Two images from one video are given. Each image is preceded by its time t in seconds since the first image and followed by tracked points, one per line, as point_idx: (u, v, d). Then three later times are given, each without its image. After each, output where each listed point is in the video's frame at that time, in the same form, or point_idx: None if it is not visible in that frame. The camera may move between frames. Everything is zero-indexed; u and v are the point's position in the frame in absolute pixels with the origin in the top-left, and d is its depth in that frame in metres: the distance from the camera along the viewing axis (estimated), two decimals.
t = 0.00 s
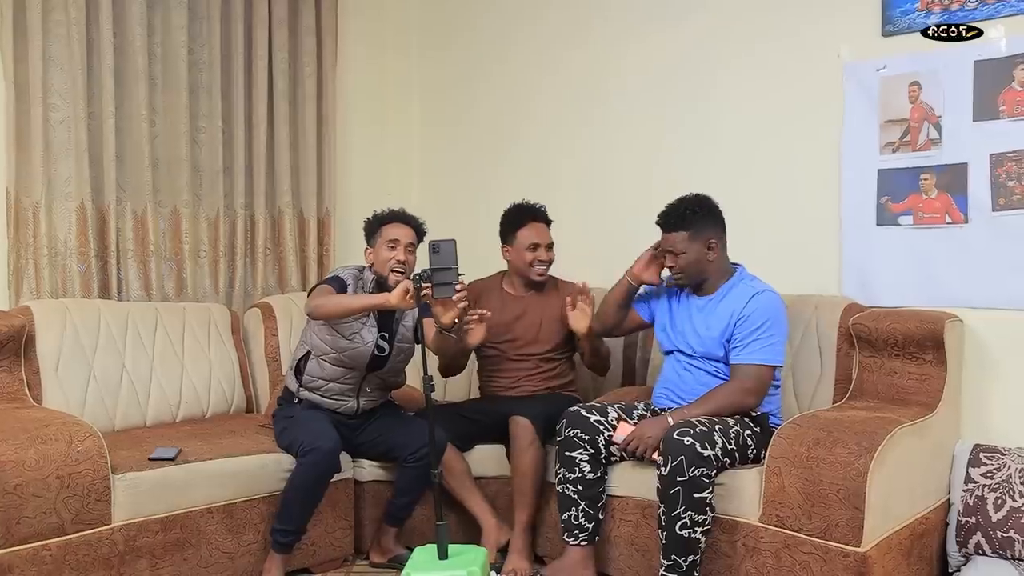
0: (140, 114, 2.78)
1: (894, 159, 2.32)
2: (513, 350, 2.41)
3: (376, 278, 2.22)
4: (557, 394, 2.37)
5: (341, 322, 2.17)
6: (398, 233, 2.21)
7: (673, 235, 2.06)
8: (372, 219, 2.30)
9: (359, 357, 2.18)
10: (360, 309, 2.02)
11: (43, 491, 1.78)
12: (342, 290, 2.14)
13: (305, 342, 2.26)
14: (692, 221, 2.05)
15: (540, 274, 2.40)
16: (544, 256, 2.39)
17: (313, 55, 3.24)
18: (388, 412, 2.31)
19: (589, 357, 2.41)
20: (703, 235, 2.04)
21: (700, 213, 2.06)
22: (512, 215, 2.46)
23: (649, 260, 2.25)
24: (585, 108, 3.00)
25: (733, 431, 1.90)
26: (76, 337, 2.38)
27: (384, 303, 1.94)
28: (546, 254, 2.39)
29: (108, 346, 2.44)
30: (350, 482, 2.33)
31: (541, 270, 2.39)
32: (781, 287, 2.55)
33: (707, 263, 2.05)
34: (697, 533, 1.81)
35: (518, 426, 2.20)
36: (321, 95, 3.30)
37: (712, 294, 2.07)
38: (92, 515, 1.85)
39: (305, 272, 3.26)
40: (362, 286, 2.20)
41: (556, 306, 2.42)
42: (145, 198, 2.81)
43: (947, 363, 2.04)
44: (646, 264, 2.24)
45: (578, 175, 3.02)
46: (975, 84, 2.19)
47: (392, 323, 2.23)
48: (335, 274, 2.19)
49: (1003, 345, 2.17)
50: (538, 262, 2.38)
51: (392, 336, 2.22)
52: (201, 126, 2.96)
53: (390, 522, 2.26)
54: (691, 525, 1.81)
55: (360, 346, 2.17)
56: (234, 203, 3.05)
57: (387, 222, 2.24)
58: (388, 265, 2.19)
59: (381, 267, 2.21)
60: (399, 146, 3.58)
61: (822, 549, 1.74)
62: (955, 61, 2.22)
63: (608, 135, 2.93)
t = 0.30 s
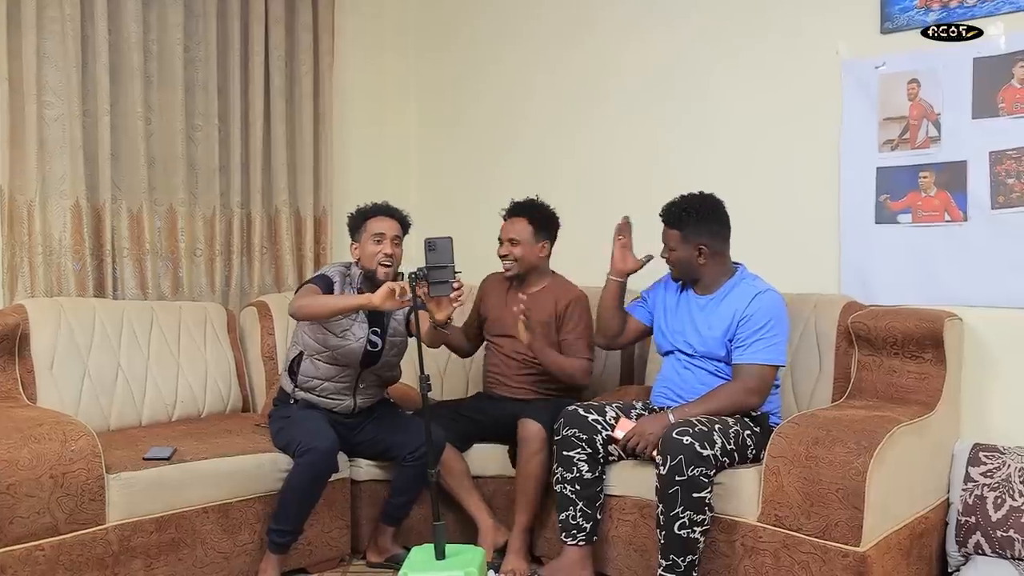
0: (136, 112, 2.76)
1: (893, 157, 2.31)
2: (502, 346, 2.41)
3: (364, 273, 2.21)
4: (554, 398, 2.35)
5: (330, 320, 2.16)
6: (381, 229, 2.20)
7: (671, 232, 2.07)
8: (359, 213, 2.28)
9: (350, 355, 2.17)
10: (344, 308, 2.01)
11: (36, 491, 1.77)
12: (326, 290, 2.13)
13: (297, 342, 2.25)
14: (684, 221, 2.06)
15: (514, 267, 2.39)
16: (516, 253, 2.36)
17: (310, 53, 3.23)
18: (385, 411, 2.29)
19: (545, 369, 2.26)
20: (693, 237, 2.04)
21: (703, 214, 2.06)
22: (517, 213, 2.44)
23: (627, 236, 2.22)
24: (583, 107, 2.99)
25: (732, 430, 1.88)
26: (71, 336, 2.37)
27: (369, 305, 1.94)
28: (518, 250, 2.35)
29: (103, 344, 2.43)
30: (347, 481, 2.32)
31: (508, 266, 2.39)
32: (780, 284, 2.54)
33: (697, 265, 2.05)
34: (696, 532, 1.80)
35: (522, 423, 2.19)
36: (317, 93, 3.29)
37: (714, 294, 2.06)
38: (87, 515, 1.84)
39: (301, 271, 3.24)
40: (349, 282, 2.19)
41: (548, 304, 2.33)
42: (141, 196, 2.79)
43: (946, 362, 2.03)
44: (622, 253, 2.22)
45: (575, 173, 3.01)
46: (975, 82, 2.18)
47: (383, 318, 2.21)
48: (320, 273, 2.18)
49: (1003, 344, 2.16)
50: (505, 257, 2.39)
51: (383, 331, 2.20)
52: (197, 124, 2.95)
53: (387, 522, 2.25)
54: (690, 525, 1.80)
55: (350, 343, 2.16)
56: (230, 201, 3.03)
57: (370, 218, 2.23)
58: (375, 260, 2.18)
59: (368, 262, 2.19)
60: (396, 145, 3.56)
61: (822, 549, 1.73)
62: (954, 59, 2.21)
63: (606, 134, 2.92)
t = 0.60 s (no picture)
0: (134, 111, 2.76)
1: (893, 157, 2.30)
2: (504, 340, 2.41)
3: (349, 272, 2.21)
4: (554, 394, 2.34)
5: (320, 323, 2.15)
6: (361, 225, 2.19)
7: (680, 232, 2.03)
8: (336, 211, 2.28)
9: (344, 356, 2.16)
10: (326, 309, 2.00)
11: (32, 490, 1.76)
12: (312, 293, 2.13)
13: (289, 347, 2.24)
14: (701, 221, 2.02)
15: (516, 265, 2.40)
16: (519, 249, 2.38)
17: (308, 52, 3.23)
18: (382, 411, 2.29)
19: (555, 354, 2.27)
20: (711, 235, 2.02)
21: (714, 212, 2.04)
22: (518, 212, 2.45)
23: (610, 263, 2.09)
24: (582, 106, 2.98)
25: (731, 430, 1.88)
26: (67, 335, 2.36)
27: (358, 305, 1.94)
28: (523, 245, 2.37)
29: (99, 344, 2.42)
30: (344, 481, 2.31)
31: (511, 262, 2.40)
32: (779, 284, 2.53)
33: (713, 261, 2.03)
34: (693, 532, 1.80)
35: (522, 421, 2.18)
36: (315, 92, 3.28)
37: (715, 294, 2.05)
38: (82, 515, 1.83)
39: (300, 270, 3.23)
40: (334, 282, 2.19)
41: (551, 297, 2.36)
42: (138, 195, 2.79)
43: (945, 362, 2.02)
44: (606, 284, 2.08)
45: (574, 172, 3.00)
46: (974, 81, 2.18)
47: (373, 315, 2.21)
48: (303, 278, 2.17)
49: (1002, 343, 2.15)
50: (506, 254, 2.40)
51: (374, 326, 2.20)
52: (194, 123, 2.94)
53: (384, 522, 2.24)
54: (688, 525, 1.79)
55: (343, 344, 2.15)
56: (228, 201, 3.03)
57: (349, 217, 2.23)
58: (361, 256, 2.17)
59: (354, 258, 2.18)
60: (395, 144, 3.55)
61: (820, 549, 1.72)
62: (954, 58, 2.21)
63: (604, 133, 2.91)
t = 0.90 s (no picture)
0: (133, 110, 2.75)
1: (894, 156, 2.30)
2: (498, 340, 2.41)
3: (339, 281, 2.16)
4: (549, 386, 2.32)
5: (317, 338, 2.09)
6: (349, 226, 2.16)
7: (690, 231, 2.00)
8: (306, 211, 2.16)
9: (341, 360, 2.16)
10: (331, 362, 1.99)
11: (30, 491, 1.75)
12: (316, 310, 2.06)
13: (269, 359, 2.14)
14: (717, 219, 2.00)
15: (507, 265, 2.42)
16: (511, 250, 2.41)
17: (307, 51, 3.22)
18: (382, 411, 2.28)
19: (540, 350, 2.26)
20: (724, 234, 2.01)
21: (723, 211, 2.02)
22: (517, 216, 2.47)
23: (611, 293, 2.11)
24: (581, 106, 2.97)
25: (732, 430, 1.87)
26: (66, 335, 2.35)
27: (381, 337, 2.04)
28: (514, 247, 2.40)
29: (98, 344, 2.41)
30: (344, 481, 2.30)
31: (502, 263, 2.42)
32: (780, 284, 2.52)
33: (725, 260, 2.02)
34: (694, 532, 1.79)
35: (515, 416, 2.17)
36: (315, 92, 3.28)
37: (719, 294, 2.04)
38: (80, 515, 1.82)
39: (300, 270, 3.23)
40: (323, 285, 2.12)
41: (540, 296, 2.37)
42: (138, 194, 2.78)
43: (947, 361, 2.01)
44: (607, 312, 2.09)
45: (573, 172, 2.99)
46: (975, 80, 2.17)
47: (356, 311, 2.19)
48: (296, 293, 2.06)
49: (1003, 342, 2.15)
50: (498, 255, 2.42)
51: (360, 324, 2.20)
52: (194, 123, 2.93)
53: (384, 520, 2.24)
54: (689, 524, 1.78)
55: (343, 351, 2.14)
56: (227, 200, 3.02)
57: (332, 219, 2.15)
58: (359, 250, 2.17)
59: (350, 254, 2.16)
60: (394, 144, 3.55)
61: (821, 549, 1.71)
62: (955, 56, 2.20)
63: (605, 133, 2.91)
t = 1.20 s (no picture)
0: (135, 110, 2.75)
1: (897, 156, 2.29)
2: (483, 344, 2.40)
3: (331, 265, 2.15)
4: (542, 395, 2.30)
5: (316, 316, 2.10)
6: (329, 212, 2.16)
7: (697, 231, 1.98)
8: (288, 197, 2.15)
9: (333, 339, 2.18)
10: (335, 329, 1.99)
11: (32, 491, 1.75)
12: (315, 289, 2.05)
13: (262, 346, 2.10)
14: (726, 219, 1.99)
15: (484, 261, 2.39)
16: (488, 247, 2.38)
17: (309, 52, 3.22)
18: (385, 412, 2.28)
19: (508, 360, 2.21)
20: (733, 234, 2.00)
21: (729, 211, 2.00)
22: (500, 211, 2.44)
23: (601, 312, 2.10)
24: (583, 107, 2.97)
25: (737, 430, 1.87)
26: (68, 336, 2.35)
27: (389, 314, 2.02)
28: (492, 243, 2.37)
29: (100, 344, 2.41)
30: (346, 482, 2.30)
31: (479, 259, 2.39)
32: (783, 284, 2.52)
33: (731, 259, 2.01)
34: (699, 532, 1.79)
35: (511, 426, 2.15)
36: (316, 93, 3.28)
37: (722, 294, 2.04)
38: (83, 516, 1.82)
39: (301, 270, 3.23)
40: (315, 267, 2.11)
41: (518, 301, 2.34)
42: (139, 195, 2.78)
43: (950, 362, 2.01)
44: (605, 328, 2.08)
45: (575, 172, 2.99)
46: (978, 80, 2.17)
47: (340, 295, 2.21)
48: (292, 271, 2.05)
49: (1007, 343, 2.14)
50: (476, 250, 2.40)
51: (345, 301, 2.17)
52: (195, 123, 2.93)
53: (381, 517, 2.24)
54: (694, 524, 1.78)
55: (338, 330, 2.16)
56: (229, 201, 3.02)
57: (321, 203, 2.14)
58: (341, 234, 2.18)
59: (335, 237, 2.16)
60: (395, 144, 3.54)
61: (824, 550, 1.71)
62: (958, 56, 2.20)
63: (607, 133, 2.90)
